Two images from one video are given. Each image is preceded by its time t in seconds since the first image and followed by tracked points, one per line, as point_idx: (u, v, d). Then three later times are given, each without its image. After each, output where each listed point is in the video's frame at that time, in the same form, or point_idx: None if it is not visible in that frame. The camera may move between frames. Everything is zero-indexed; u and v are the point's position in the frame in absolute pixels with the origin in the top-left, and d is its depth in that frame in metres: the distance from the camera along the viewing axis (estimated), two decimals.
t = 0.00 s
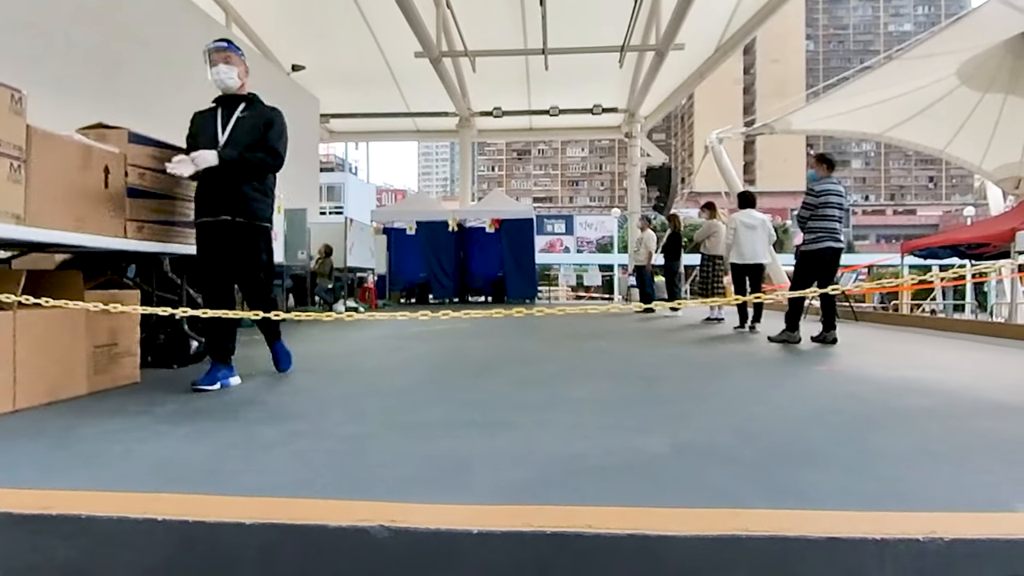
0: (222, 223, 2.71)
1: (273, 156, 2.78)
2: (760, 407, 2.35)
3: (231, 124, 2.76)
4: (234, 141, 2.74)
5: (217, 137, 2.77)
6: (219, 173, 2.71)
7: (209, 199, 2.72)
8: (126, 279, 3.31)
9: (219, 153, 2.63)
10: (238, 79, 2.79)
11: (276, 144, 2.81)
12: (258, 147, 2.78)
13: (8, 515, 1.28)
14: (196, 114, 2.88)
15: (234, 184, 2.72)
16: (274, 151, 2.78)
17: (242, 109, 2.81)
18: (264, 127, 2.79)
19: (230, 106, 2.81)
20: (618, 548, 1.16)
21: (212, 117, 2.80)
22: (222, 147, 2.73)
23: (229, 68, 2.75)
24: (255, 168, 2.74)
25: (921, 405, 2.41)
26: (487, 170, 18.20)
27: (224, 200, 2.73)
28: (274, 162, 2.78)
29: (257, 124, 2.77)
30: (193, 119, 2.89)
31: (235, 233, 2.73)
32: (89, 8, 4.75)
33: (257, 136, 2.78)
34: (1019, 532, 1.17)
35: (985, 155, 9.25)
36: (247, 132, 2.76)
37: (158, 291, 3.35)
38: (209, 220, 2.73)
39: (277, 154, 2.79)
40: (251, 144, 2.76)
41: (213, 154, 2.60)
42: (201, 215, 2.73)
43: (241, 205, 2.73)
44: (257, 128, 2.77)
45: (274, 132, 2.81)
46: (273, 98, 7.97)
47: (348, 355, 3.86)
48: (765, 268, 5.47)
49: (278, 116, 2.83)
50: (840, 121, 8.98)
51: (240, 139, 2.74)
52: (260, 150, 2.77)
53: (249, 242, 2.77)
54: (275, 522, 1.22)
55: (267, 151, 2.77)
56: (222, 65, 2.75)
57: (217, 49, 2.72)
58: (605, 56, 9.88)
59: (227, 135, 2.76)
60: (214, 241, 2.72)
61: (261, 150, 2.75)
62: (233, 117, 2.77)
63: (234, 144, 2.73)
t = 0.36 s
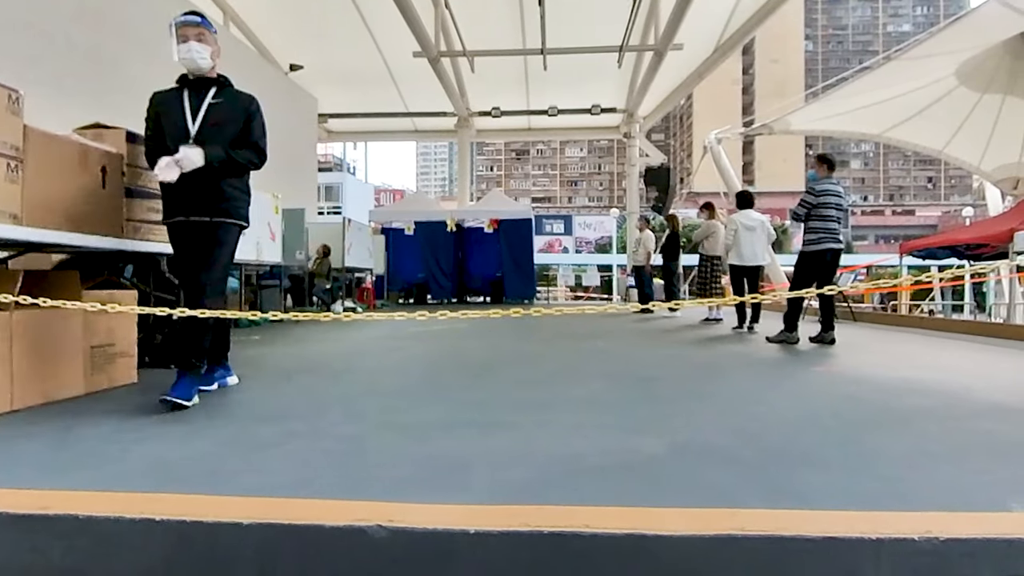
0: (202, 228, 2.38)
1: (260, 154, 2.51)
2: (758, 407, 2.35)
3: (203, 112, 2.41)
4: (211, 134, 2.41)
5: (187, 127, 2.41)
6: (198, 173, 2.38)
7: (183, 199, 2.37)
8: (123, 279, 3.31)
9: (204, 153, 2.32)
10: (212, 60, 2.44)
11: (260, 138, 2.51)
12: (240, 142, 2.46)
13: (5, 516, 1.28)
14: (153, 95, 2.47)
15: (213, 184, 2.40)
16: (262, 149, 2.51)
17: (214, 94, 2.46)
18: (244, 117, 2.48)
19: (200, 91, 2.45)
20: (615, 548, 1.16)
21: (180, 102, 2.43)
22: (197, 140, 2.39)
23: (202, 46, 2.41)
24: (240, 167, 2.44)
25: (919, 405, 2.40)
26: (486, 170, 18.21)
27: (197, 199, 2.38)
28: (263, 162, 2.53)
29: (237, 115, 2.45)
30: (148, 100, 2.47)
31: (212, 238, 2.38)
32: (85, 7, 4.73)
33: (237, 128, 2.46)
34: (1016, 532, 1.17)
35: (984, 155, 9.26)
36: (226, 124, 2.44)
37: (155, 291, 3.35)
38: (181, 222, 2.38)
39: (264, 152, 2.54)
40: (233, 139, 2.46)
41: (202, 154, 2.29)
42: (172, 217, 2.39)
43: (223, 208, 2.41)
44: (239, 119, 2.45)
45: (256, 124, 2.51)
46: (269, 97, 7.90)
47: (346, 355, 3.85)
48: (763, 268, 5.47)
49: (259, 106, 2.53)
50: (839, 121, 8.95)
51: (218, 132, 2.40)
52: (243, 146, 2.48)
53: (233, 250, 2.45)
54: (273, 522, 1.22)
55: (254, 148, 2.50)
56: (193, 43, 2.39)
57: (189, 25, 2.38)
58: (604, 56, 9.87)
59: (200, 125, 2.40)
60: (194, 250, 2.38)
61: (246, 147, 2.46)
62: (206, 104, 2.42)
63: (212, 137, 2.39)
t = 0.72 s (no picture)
0: (147, 208, 2.16)
1: (213, 123, 2.18)
2: (756, 408, 2.34)
3: (164, 83, 2.22)
4: (166, 105, 2.20)
5: (146, 100, 2.23)
6: (148, 148, 2.18)
7: (137, 179, 2.18)
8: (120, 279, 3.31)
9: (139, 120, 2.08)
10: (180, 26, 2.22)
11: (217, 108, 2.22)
12: (195, 113, 2.21)
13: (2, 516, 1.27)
14: (125, 69, 2.33)
15: (163, 160, 2.17)
16: (215, 118, 2.18)
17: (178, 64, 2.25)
18: (204, 87, 2.23)
19: (166, 62, 2.26)
20: (613, 548, 1.16)
21: (144, 74, 2.28)
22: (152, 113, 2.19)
23: (170, 13, 2.19)
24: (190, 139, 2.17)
25: (918, 406, 2.40)
26: (485, 170, 18.25)
27: (152, 180, 2.18)
28: (216, 132, 2.19)
29: (195, 85, 2.21)
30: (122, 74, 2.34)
31: (164, 221, 2.17)
32: (81, 6, 4.72)
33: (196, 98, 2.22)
34: (1015, 531, 1.16)
35: (983, 155, 9.26)
36: (183, 94, 2.20)
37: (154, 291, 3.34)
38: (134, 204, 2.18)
39: (219, 121, 2.20)
40: (190, 112, 2.21)
41: (131, 121, 2.05)
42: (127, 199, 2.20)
43: (172, 186, 2.17)
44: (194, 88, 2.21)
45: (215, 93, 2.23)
46: (265, 96, 7.82)
47: (344, 356, 3.85)
48: (762, 268, 5.46)
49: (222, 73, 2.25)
50: (838, 121, 8.93)
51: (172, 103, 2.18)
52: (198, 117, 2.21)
53: (183, 232, 2.20)
54: (271, 522, 1.22)
55: (207, 118, 2.19)
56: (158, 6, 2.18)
57: None
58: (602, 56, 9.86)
59: (159, 98, 2.22)
60: (136, 230, 2.16)
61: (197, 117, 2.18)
62: (166, 74, 2.22)
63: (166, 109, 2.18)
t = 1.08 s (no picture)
0: (90, 202, 1.88)
1: (161, 105, 1.95)
2: (754, 408, 2.34)
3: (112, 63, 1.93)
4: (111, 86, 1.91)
5: (92, 83, 1.94)
6: (90, 135, 1.91)
7: (79, 169, 1.90)
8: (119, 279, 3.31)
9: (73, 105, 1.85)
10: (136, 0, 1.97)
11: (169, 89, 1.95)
12: (146, 95, 1.93)
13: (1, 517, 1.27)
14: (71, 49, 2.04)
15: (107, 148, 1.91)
16: (163, 99, 1.94)
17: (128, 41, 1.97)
18: (157, 66, 1.95)
19: (117, 40, 1.98)
20: (610, 548, 1.16)
21: (91, 55, 1.98)
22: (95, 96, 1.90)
23: None
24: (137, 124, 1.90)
25: (916, 406, 2.41)
26: (484, 170, 18.26)
27: (97, 171, 1.91)
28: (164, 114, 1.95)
29: (147, 64, 1.94)
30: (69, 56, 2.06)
31: (111, 217, 1.90)
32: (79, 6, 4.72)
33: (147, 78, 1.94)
34: (1011, 531, 1.17)
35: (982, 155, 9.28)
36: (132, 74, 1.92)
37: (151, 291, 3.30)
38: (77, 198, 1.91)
39: (168, 103, 1.96)
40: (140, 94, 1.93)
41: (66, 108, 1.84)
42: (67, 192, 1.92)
43: (119, 178, 1.91)
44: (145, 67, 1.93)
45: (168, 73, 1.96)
46: (264, 95, 7.82)
47: (342, 356, 3.84)
48: (761, 269, 5.46)
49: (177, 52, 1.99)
50: (837, 121, 8.91)
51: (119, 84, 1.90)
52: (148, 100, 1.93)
53: (139, 229, 1.96)
54: (269, 522, 1.22)
55: (154, 99, 1.94)
56: None
57: None
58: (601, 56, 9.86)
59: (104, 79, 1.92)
60: (75, 227, 1.88)
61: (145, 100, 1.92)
62: (115, 52, 1.94)
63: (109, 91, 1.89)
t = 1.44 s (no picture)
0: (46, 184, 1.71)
1: (143, 90, 1.77)
2: (754, 408, 2.34)
3: (73, 33, 1.78)
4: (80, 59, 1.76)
5: (48, 52, 1.77)
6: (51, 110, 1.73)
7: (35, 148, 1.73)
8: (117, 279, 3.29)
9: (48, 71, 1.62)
10: None
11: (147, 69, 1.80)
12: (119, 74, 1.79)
13: None
14: (9, 11, 1.84)
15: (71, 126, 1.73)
16: (145, 83, 1.78)
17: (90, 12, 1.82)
18: (134, 44, 1.81)
19: (72, 7, 1.82)
20: (610, 548, 1.16)
21: (40, 21, 1.80)
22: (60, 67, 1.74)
23: None
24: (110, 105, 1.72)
25: (915, 406, 2.41)
26: (483, 169, 18.27)
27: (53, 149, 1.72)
28: (145, 101, 1.78)
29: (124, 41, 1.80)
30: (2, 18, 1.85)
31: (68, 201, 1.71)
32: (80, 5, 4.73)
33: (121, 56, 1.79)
34: (1010, 531, 1.17)
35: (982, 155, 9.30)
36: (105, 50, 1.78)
37: (149, 291, 3.29)
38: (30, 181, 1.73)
39: (150, 88, 1.79)
40: (111, 71, 1.79)
41: (40, 71, 1.59)
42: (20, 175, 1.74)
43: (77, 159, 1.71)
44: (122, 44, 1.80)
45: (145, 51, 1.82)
46: (263, 95, 7.85)
47: (341, 356, 3.84)
48: (760, 269, 5.46)
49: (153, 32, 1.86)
50: (836, 121, 8.90)
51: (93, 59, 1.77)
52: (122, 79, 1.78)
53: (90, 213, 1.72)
54: (270, 522, 1.22)
55: (134, 80, 1.77)
56: None
57: None
58: (601, 56, 9.85)
59: (66, 51, 1.77)
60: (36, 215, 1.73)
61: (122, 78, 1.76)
62: (76, 22, 1.79)
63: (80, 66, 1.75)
